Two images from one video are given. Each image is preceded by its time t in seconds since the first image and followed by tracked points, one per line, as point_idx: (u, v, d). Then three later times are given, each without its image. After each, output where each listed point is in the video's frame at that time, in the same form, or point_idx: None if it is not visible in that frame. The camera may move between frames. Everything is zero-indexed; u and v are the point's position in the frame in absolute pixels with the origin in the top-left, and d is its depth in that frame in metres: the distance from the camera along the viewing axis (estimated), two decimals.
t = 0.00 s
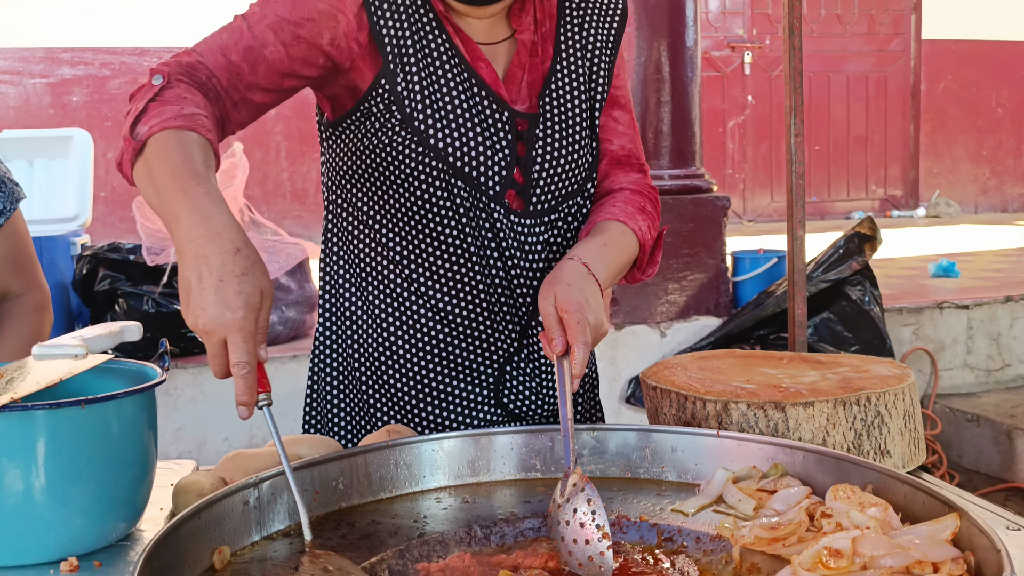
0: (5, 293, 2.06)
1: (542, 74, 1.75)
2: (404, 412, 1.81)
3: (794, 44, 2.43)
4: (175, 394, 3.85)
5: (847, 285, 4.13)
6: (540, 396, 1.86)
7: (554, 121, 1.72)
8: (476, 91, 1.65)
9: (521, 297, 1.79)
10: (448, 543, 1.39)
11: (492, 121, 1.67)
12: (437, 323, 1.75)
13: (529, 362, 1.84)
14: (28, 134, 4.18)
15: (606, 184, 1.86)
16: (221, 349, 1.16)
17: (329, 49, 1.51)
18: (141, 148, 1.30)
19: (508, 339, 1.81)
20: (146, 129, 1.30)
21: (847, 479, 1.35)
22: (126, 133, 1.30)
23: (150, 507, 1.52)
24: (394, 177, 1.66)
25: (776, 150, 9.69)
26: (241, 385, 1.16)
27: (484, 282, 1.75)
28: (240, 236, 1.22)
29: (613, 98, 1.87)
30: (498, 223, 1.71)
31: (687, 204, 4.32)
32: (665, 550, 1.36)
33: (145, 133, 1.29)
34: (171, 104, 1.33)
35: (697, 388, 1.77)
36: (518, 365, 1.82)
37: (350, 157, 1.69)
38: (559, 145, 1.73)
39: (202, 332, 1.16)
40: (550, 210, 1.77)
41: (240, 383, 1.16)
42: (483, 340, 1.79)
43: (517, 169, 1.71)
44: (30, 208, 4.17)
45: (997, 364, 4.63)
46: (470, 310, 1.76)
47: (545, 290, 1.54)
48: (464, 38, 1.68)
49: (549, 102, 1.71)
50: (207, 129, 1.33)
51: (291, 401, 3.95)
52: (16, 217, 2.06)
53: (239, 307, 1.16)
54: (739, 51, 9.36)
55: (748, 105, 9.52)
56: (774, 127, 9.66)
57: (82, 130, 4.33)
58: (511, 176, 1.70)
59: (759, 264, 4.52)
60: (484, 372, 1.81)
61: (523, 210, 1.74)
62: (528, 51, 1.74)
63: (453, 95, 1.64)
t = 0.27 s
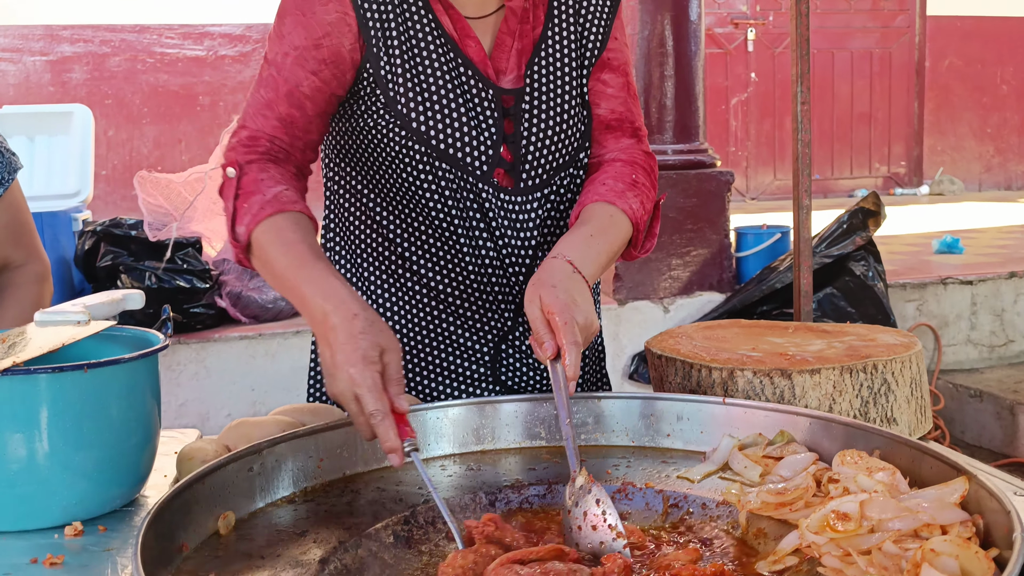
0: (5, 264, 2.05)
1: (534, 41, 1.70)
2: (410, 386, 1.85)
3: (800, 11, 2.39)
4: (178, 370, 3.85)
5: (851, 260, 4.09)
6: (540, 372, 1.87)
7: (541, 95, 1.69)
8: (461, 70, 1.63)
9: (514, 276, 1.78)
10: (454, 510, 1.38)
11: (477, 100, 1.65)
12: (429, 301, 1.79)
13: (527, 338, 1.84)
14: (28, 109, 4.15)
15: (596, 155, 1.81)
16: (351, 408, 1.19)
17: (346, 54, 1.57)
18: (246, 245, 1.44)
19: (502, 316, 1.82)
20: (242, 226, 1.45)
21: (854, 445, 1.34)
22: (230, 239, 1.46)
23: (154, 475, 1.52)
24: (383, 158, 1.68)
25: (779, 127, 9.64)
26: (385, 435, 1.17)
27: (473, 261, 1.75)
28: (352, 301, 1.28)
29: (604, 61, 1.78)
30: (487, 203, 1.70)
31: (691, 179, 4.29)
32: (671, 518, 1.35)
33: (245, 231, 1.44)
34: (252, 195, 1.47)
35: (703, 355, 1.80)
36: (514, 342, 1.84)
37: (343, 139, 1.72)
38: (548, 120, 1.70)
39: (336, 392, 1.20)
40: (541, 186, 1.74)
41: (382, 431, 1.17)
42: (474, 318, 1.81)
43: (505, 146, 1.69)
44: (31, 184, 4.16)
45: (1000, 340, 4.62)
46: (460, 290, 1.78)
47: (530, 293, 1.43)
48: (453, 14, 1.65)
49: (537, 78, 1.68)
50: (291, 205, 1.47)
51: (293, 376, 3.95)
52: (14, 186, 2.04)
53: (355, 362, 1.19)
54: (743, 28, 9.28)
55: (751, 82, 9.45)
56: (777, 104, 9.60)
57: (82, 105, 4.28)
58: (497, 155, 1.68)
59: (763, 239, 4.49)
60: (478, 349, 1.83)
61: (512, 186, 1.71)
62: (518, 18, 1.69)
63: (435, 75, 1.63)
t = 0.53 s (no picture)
0: (7, 246, 2.06)
1: (530, 24, 1.68)
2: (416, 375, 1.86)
3: None
4: (181, 357, 3.85)
5: (854, 247, 3.98)
6: (548, 360, 1.86)
7: (536, 81, 1.66)
8: (454, 57, 1.62)
9: (517, 265, 1.75)
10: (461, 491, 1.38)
11: (471, 88, 1.64)
12: (431, 290, 1.79)
13: (531, 325, 1.83)
14: (29, 96, 4.14)
15: (601, 137, 1.79)
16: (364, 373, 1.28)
17: (344, 61, 1.63)
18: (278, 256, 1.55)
19: (506, 305, 1.81)
20: (270, 237, 1.55)
21: (861, 425, 1.34)
22: (263, 252, 1.56)
23: (159, 456, 1.53)
24: (380, 148, 1.69)
25: (782, 116, 9.61)
26: (392, 384, 1.25)
27: (474, 250, 1.74)
28: (370, 281, 1.39)
29: (605, 42, 1.75)
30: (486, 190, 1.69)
31: (694, 166, 4.27)
32: (678, 498, 1.34)
33: (272, 242, 1.55)
34: (275, 209, 1.57)
35: (709, 337, 1.86)
36: (518, 329, 1.83)
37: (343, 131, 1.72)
38: (547, 103, 1.68)
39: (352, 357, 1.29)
40: (542, 170, 1.71)
41: (391, 382, 1.25)
42: (479, 307, 1.81)
43: (502, 133, 1.68)
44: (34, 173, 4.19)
45: (1004, 327, 4.61)
46: (462, 278, 1.78)
47: (544, 272, 1.42)
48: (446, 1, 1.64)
49: (533, 62, 1.65)
50: (310, 211, 1.55)
51: (297, 363, 3.95)
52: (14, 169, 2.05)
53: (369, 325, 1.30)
54: (745, 16, 9.23)
55: (754, 71, 9.41)
56: (780, 93, 9.57)
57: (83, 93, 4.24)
58: (495, 142, 1.66)
59: (766, 226, 4.48)
60: (483, 338, 1.83)
61: (512, 173, 1.69)
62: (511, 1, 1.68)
63: (427, 65, 1.63)
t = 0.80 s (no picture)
0: (10, 234, 2.06)
1: (530, 5, 1.66)
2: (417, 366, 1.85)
3: None
4: (187, 347, 3.85)
5: (860, 236, 3.88)
6: (551, 347, 1.85)
7: (536, 64, 1.66)
8: (452, 41, 1.62)
9: (517, 250, 1.75)
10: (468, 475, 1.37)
11: (470, 71, 1.64)
12: (432, 277, 1.78)
13: (533, 312, 1.82)
14: (31, 87, 4.09)
15: (603, 120, 1.79)
16: (366, 321, 1.30)
17: (339, 48, 1.62)
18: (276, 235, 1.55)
19: (507, 291, 1.80)
20: (268, 216, 1.55)
21: (870, 409, 1.33)
22: (260, 231, 1.57)
23: (165, 442, 1.53)
24: (378, 134, 1.68)
25: (786, 106, 9.58)
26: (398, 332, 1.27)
27: (474, 236, 1.74)
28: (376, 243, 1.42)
29: (607, 23, 1.72)
30: (485, 174, 1.69)
31: (699, 155, 4.25)
32: (686, 481, 1.34)
33: (270, 219, 1.55)
34: (273, 186, 1.56)
35: (716, 323, 1.86)
36: (521, 316, 1.82)
37: (342, 118, 1.71)
38: (547, 87, 1.67)
39: (356, 310, 1.31)
40: (543, 154, 1.70)
41: (397, 329, 1.27)
42: (480, 293, 1.80)
43: (502, 117, 1.67)
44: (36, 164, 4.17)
45: (1010, 316, 4.59)
46: (461, 264, 1.77)
47: (543, 254, 1.40)
48: None
49: (532, 45, 1.65)
50: (309, 189, 1.55)
51: (302, 353, 3.94)
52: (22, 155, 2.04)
53: (374, 278, 1.33)
54: (750, 5, 9.17)
55: (758, 60, 9.38)
56: (784, 83, 9.53)
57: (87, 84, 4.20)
58: (494, 126, 1.66)
59: (771, 215, 4.47)
60: (487, 324, 1.82)
61: (512, 157, 1.69)
62: None
63: (424, 49, 1.63)
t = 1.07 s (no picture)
0: (8, 216, 2.06)
1: None
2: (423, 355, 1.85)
3: None
4: (194, 340, 3.86)
5: (866, 226, 3.81)
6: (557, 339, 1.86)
7: (547, 57, 1.65)
8: (462, 31, 1.61)
9: (524, 243, 1.75)
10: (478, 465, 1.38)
11: (480, 61, 1.63)
12: (438, 267, 1.79)
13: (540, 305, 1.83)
14: (37, 82, 4.11)
15: (611, 119, 1.79)
16: (351, 274, 1.31)
17: (336, 37, 1.63)
18: (259, 203, 1.56)
19: (514, 283, 1.80)
20: (253, 183, 1.56)
21: (878, 397, 1.33)
22: (244, 199, 1.57)
23: (177, 433, 1.55)
24: (387, 124, 1.68)
25: (791, 97, 9.55)
26: (383, 286, 1.28)
27: (481, 227, 1.74)
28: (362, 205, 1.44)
29: (621, 23, 1.74)
30: (493, 165, 1.69)
31: (705, 145, 4.24)
32: (695, 471, 1.34)
33: (255, 186, 1.56)
34: (259, 155, 1.58)
35: (724, 313, 1.86)
36: (527, 308, 1.83)
37: (349, 106, 1.72)
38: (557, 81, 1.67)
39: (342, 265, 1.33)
40: (551, 148, 1.71)
41: (382, 283, 1.28)
42: (487, 285, 1.80)
43: (511, 108, 1.66)
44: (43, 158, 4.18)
45: (1017, 306, 4.58)
46: (467, 254, 1.78)
47: (539, 237, 1.41)
48: None
49: (544, 38, 1.64)
50: (295, 159, 1.57)
51: (309, 346, 3.95)
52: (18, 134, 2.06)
53: (361, 235, 1.35)
54: None
55: (763, 51, 9.35)
56: (789, 73, 9.50)
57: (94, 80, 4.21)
58: (502, 118, 1.65)
59: (777, 205, 4.46)
60: (492, 316, 1.82)
61: (519, 149, 1.68)
62: None
63: (435, 38, 1.62)
